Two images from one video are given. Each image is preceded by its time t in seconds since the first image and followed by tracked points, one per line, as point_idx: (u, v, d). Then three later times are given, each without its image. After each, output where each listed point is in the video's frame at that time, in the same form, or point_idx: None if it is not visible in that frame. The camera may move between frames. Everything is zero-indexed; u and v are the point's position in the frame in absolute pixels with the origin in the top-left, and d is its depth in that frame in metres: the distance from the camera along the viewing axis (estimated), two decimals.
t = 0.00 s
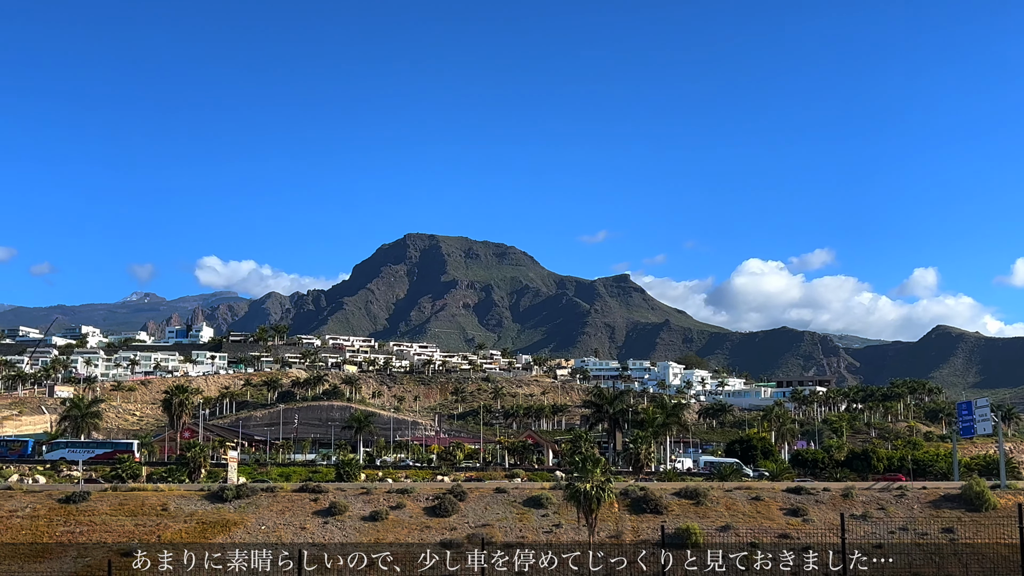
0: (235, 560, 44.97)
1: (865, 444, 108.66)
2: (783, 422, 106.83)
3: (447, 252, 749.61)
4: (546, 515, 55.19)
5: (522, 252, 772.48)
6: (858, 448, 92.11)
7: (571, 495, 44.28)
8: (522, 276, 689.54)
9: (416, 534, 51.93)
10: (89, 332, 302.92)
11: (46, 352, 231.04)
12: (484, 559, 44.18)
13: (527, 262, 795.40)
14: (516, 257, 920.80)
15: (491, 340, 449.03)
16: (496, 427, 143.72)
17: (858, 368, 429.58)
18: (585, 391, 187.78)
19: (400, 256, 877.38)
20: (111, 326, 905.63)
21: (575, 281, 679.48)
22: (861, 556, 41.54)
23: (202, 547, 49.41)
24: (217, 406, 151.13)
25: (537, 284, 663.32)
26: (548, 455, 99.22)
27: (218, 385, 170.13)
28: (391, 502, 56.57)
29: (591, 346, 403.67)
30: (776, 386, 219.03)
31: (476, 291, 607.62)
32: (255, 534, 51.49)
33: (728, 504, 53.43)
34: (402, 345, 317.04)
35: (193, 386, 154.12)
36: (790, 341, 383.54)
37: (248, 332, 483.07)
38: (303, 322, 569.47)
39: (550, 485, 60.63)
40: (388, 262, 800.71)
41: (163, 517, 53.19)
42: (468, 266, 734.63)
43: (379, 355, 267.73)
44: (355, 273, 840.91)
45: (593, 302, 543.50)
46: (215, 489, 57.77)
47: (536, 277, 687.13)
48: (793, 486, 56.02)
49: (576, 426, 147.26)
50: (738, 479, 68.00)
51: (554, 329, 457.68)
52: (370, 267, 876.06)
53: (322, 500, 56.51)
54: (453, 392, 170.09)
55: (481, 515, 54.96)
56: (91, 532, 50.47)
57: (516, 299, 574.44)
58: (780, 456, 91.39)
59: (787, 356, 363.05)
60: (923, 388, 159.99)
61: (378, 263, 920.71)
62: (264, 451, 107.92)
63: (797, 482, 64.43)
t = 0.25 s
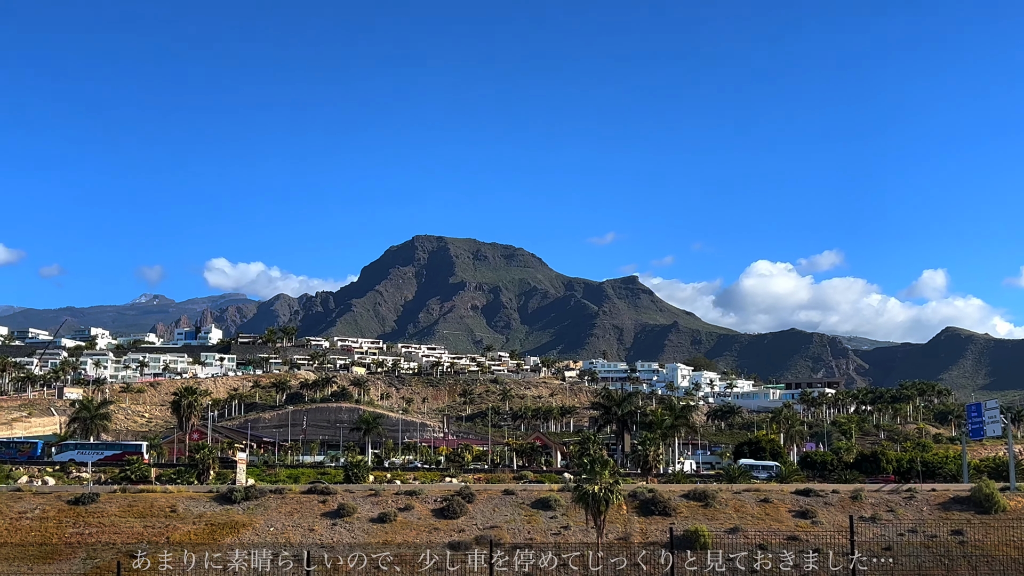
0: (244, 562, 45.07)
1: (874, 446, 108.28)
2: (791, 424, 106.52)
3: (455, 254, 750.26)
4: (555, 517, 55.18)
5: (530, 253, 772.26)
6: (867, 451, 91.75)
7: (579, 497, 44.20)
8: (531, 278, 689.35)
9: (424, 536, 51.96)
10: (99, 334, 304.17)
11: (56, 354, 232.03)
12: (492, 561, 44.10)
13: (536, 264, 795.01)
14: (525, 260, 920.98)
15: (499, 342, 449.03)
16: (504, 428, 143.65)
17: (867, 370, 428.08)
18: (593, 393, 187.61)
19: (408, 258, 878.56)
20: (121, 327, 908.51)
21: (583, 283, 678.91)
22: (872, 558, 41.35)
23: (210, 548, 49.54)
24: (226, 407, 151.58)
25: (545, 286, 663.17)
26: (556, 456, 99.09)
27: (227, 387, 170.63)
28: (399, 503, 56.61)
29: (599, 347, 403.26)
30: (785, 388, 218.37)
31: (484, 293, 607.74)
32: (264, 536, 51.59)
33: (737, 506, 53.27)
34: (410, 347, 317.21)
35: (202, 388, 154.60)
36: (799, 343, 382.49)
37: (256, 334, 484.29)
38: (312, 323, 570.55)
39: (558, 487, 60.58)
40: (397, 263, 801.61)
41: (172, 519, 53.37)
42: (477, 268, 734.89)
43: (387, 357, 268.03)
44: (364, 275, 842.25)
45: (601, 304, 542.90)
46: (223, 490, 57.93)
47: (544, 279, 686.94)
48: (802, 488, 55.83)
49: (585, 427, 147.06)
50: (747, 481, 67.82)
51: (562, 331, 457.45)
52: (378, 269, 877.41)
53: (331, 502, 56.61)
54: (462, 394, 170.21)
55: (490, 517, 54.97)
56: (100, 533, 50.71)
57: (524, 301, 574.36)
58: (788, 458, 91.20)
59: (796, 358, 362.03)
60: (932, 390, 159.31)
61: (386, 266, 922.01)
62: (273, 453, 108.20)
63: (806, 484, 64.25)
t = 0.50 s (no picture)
0: (252, 565, 45.16)
1: (882, 448, 107.88)
2: (799, 426, 106.21)
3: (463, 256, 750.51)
4: (562, 519, 55.21)
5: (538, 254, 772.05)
6: (875, 452, 91.36)
7: (587, 499, 44.12)
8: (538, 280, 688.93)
9: (432, 537, 51.99)
10: (107, 335, 305.15)
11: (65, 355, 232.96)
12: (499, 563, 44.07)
13: (543, 266, 794.71)
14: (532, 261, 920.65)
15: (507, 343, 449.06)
16: (511, 430, 143.56)
17: (875, 372, 426.53)
18: (600, 395, 187.38)
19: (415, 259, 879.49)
20: (129, 329, 911.93)
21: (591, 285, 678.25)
22: (880, 561, 41.23)
23: (218, 550, 49.65)
24: (234, 409, 152.01)
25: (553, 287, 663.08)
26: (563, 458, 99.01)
27: (235, 389, 171.04)
28: (407, 505, 56.67)
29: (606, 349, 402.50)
30: (793, 390, 217.77)
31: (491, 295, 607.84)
32: (272, 538, 51.73)
33: (745, 508, 53.19)
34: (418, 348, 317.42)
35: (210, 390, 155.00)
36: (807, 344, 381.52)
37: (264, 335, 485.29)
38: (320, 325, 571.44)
39: (565, 489, 60.58)
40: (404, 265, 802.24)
41: (180, 520, 53.54)
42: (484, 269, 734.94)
43: (394, 359, 268.30)
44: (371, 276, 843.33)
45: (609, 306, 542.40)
46: (231, 492, 58.06)
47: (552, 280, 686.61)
48: (810, 490, 55.65)
49: (592, 429, 146.87)
50: (755, 482, 67.69)
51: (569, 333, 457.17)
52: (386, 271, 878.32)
53: (339, 503, 56.70)
54: (469, 396, 170.22)
55: (497, 518, 55.00)
56: (108, 534, 50.91)
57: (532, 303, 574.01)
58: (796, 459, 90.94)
59: (804, 360, 361.02)
60: (941, 392, 158.64)
61: (394, 268, 923.05)
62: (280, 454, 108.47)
63: (813, 486, 64.09)
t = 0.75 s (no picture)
0: (257, 568, 45.23)
1: (888, 451, 107.69)
2: (806, 428, 106.26)
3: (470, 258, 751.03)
4: (569, 521, 55.17)
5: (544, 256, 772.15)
6: (883, 455, 91.15)
7: (594, 503, 43.95)
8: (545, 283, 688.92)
9: (439, 539, 52.01)
10: (115, 337, 306.15)
11: (73, 357, 233.94)
12: (505, 567, 43.89)
13: (550, 268, 795.03)
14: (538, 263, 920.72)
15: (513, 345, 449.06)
16: (519, 432, 143.64)
17: (883, 374, 425.74)
18: (607, 397, 187.41)
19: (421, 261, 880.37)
20: (137, 331, 915.37)
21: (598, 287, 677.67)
22: (887, 564, 41.02)
23: (224, 553, 49.71)
24: (241, 411, 152.39)
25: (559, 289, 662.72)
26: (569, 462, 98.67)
27: (242, 391, 171.48)
28: (414, 507, 56.64)
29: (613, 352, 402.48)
30: (800, 392, 217.51)
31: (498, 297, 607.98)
32: (278, 540, 51.78)
33: (752, 511, 53.06)
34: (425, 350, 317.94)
35: (217, 391, 155.40)
36: (814, 346, 380.86)
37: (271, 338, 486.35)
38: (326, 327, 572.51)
39: (572, 490, 60.58)
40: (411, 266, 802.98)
41: (187, 522, 53.67)
42: (490, 271, 735.20)
43: (401, 361, 268.49)
44: (378, 278, 844.33)
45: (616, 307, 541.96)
46: (238, 494, 58.16)
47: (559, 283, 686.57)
48: (817, 492, 55.48)
49: (599, 431, 146.89)
50: (762, 485, 67.60)
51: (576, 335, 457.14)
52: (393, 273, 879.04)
53: (345, 505, 56.83)
54: (476, 397, 170.37)
55: (504, 521, 55.01)
56: (115, 536, 51.08)
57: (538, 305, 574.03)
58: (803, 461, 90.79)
59: (811, 362, 360.38)
60: (948, 394, 158.39)
61: (400, 270, 924.29)
62: (287, 456, 108.71)
63: (820, 488, 63.93)
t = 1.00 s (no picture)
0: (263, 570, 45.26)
1: (894, 454, 107.43)
2: (813, 430, 106.09)
3: (475, 260, 751.51)
4: (574, 523, 55.15)
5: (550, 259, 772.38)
6: (889, 457, 90.85)
7: (600, 505, 43.86)
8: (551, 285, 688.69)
9: (444, 541, 52.02)
10: (121, 339, 306.78)
11: (79, 359, 234.56)
12: (511, 569, 43.83)
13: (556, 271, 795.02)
14: (544, 266, 920.76)
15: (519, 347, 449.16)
16: (524, 434, 143.61)
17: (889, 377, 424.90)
18: (612, 400, 187.31)
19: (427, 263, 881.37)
20: (143, 334, 917.70)
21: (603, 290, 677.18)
22: (893, 566, 40.84)
23: (230, 555, 49.74)
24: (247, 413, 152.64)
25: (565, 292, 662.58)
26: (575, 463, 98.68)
27: (248, 393, 171.82)
28: (420, 509, 56.66)
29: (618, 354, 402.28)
30: (806, 394, 217.02)
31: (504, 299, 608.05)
32: (284, 541, 51.86)
33: (758, 513, 52.96)
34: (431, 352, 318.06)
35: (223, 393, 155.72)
36: (820, 348, 380.02)
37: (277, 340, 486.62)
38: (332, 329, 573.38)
39: (578, 492, 60.53)
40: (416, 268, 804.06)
41: (193, 524, 53.80)
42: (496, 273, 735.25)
43: (407, 363, 268.67)
44: (384, 280, 845.25)
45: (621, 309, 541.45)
46: (244, 496, 58.29)
47: (564, 285, 686.41)
48: (823, 495, 55.38)
49: (605, 434, 146.75)
50: (768, 487, 67.51)
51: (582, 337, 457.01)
52: (399, 275, 879.83)
53: (351, 506, 56.93)
54: (482, 400, 170.39)
55: (510, 523, 55.02)
56: (122, 538, 51.21)
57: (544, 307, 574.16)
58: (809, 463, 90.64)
59: (817, 364, 359.65)
60: (955, 396, 157.95)
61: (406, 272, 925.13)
62: (293, 458, 108.85)
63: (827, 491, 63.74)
